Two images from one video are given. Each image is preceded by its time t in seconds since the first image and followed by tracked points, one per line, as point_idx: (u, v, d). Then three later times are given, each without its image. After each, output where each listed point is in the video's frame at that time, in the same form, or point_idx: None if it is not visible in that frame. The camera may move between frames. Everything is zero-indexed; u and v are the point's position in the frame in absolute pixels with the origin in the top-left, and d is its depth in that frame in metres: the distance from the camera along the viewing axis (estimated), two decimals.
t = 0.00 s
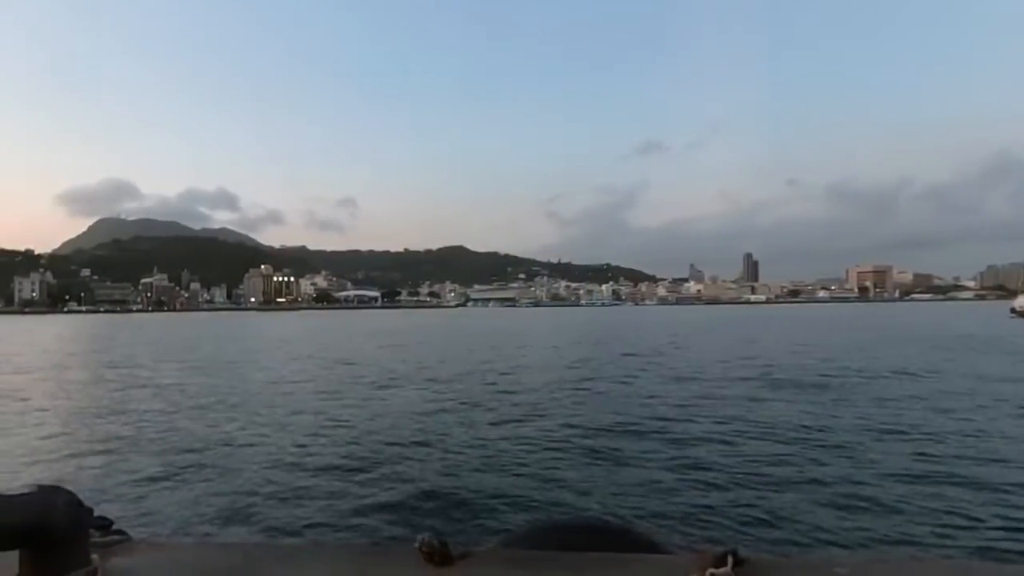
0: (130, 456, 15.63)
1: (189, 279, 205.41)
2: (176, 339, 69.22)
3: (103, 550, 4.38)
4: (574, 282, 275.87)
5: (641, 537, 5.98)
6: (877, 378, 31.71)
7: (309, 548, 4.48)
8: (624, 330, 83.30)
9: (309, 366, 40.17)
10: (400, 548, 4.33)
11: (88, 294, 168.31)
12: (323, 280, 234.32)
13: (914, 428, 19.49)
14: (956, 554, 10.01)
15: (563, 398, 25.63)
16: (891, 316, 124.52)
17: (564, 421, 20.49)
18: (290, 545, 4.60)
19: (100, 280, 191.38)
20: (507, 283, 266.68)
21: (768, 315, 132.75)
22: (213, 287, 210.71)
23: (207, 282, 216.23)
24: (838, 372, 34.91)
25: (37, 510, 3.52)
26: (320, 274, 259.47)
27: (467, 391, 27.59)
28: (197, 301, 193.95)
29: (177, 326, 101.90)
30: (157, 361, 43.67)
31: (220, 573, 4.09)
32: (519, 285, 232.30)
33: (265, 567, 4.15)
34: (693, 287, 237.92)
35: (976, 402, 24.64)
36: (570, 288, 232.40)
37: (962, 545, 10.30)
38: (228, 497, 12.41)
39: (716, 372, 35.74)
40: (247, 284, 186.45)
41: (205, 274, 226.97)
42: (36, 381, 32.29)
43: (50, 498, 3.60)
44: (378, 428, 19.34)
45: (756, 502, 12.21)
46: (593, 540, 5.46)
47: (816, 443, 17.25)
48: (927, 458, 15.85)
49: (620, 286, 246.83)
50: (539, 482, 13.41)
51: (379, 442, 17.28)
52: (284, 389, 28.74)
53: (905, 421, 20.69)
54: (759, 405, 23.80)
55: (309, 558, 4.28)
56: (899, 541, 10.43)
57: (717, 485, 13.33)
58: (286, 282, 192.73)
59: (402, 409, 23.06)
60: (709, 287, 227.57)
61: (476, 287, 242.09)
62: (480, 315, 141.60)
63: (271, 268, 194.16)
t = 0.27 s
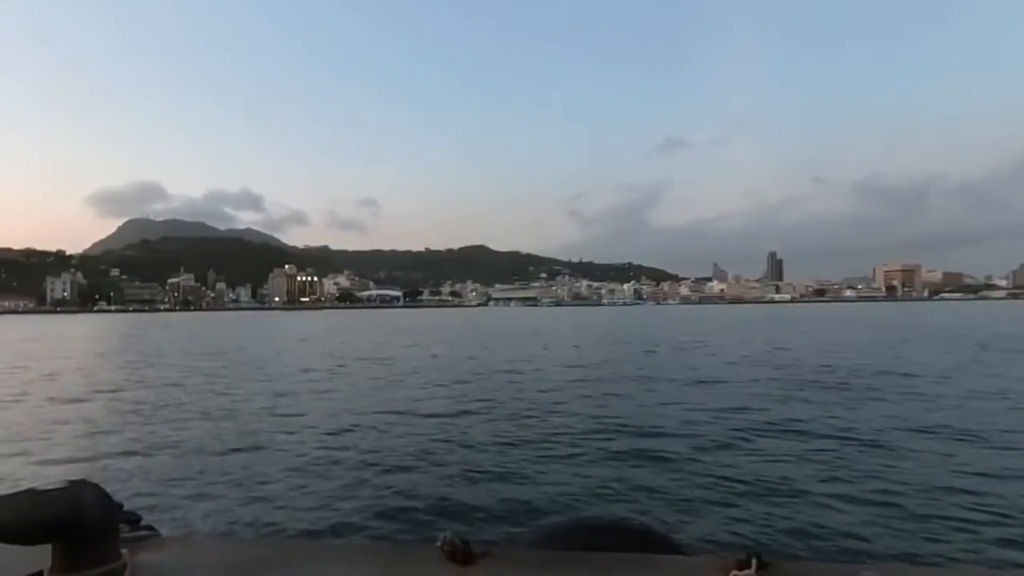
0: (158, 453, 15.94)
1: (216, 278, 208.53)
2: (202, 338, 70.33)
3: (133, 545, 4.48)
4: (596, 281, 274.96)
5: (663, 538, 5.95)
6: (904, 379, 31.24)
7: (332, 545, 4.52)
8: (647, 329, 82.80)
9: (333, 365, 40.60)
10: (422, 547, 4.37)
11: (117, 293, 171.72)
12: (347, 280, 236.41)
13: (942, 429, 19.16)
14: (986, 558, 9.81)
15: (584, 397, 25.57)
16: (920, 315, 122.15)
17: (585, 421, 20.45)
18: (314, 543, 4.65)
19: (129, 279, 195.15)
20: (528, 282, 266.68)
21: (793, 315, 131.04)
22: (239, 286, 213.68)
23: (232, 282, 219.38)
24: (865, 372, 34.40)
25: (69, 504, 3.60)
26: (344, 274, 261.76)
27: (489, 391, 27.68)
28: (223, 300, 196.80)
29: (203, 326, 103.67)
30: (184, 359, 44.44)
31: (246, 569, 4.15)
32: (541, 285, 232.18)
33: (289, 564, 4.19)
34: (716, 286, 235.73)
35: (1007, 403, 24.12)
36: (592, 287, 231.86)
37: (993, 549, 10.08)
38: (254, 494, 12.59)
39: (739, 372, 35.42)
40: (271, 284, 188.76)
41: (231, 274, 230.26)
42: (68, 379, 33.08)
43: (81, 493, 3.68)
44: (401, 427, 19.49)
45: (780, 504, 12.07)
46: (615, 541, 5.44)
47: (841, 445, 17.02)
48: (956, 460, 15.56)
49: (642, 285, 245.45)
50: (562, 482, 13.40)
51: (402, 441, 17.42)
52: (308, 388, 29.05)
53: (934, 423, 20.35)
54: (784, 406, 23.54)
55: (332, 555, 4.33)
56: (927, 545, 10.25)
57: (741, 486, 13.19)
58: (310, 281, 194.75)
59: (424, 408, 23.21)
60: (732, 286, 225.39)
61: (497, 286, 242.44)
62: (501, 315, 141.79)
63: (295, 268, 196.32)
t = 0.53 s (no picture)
0: (185, 451, 16.23)
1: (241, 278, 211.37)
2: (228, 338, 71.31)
3: (161, 541, 4.57)
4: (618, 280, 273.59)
5: (685, 538, 5.90)
6: (934, 380, 30.66)
7: (356, 542, 4.57)
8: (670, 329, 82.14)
9: (355, 364, 40.96)
10: (443, 545, 4.39)
11: (146, 293, 174.81)
12: (369, 279, 238.04)
13: (969, 430, 18.83)
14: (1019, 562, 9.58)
15: (606, 397, 25.49)
16: (951, 314, 119.49)
17: (607, 421, 20.37)
18: (336, 540, 4.70)
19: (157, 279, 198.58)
20: (550, 281, 266.19)
21: (819, 314, 129.01)
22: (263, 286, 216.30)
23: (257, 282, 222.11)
24: (893, 372, 33.79)
25: (97, 500, 3.68)
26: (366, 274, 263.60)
27: (510, 390, 27.73)
28: (249, 300, 199.37)
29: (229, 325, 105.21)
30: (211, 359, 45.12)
31: (270, 565, 4.20)
32: (563, 284, 231.65)
33: (312, 561, 4.24)
34: (739, 285, 233.18)
35: None
36: (613, 286, 230.93)
37: None
38: (279, 491, 12.76)
39: (764, 372, 35.00)
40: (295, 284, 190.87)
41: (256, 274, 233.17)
42: (98, 378, 33.79)
43: (111, 489, 3.76)
44: (424, 425, 19.61)
45: (805, 505, 11.92)
46: (637, 541, 5.42)
47: (868, 446, 16.75)
48: (987, 461, 15.23)
49: (664, 284, 243.73)
50: (584, 482, 13.38)
51: (424, 439, 17.54)
52: (331, 387, 29.31)
53: (964, 423, 19.94)
54: (808, 406, 23.23)
55: (355, 552, 4.36)
56: (957, 548, 10.04)
57: (765, 488, 13.04)
58: (333, 281, 196.44)
59: (446, 407, 23.32)
60: (756, 286, 222.79)
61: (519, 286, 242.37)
62: (522, 314, 141.65)
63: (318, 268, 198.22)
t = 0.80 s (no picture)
0: (211, 448, 16.50)
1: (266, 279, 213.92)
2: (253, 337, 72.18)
3: (189, 536, 4.65)
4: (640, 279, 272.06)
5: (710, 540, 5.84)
6: (964, 380, 30.02)
7: (378, 540, 4.61)
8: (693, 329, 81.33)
9: (378, 363, 41.30)
10: (465, 544, 4.41)
11: (174, 293, 177.82)
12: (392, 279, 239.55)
13: (1001, 431, 18.41)
14: None
15: (628, 398, 25.33)
16: (982, 315, 116.79)
17: (629, 422, 20.26)
18: (360, 538, 4.74)
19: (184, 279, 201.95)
20: (572, 280, 265.65)
21: (846, 314, 127.10)
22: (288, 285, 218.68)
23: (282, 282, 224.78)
24: (922, 373, 33.14)
25: (126, 494, 3.75)
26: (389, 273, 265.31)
27: (531, 390, 27.69)
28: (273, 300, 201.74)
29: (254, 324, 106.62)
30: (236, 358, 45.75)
31: (294, 561, 4.25)
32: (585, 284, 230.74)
33: (335, 558, 4.28)
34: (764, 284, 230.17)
35: None
36: (636, 285, 229.88)
37: None
38: (303, 489, 12.90)
39: (788, 372, 34.54)
40: (318, 283, 192.66)
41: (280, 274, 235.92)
42: (128, 376, 34.52)
43: (139, 485, 3.83)
44: (446, 425, 19.70)
45: (830, 508, 11.76)
46: (659, 543, 5.39)
47: (896, 447, 16.45)
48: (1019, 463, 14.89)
49: (687, 284, 241.47)
50: (606, 482, 13.33)
51: (446, 438, 17.63)
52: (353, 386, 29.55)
53: (995, 424, 19.51)
54: (835, 407, 22.88)
55: (377, 549, 4.40)
56: (990, 550, 9.82)
57: (789, 490, 12.90)
58: (356, 281, 198.01)
59: (468, 406, 23.35)
60: (781, 285, 220.42)
61: (541, 285, 242.00)
62: (544, 314, 141.36)
63: (341, 269, 199.85)
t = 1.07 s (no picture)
0: (236, 446, 16.75)
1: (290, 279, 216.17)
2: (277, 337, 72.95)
3: (215, 532, 4.72)
4: (662, 278, 270.27)
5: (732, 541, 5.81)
6: (994, 381, 29.42)
7: (401, 538, 4.64)
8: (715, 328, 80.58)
9: (400, 363, 41.58)
10: (487, 543, 4.42)
11: (199, 293, 180.48)
12: (413, 279, 240.63)
13: None
14: None
15: (649, 398, 25.20)
16: (1013, 314, 114.16)
17: (650, 422, 20.14)
18: (383, 535, 4.78)
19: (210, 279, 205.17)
20: (592, 280, 264.71)
21: (872, 314, 124.98)
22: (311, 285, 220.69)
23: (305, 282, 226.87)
24: (950, 374, 32.52)
25: (154, 489, 3.82)
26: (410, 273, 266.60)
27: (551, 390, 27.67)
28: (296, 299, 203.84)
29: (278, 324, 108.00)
30: (260, 357, 46.31)
31: (318, 558, 4.29)
32: (606, 283, 229.67)
33: (358, 555, 4.31)
34: (788, 283, 227.29)
35: None
36: (657, 284, 228.37)
37: None
38: (326, 486, 13.03)
39: (812, 372, 34.10)
40: (341, 283, 194.32)
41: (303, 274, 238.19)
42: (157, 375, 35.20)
43: (167, 481, 3.90)
44: (467, 424, 19.78)
45: (857, 510, 11.59)
46: (682, 543, 5.36)
47: (924, 449, 16.16)
48: None
49: (710, 283, 239.20)
50: (627, 483, 13.27)
51: (467, 437, 17.71)
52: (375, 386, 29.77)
53: None
54: (860, 408, 22.55)
55: (400, 547, 4.43)
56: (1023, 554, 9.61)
57: (814, 491, 12.73)
58: (377, 280, 199.32)
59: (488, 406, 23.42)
60: (805, 284, 217.45)
61: (561, 285, 241.48)
62: (564, 313, 140.98)
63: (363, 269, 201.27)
